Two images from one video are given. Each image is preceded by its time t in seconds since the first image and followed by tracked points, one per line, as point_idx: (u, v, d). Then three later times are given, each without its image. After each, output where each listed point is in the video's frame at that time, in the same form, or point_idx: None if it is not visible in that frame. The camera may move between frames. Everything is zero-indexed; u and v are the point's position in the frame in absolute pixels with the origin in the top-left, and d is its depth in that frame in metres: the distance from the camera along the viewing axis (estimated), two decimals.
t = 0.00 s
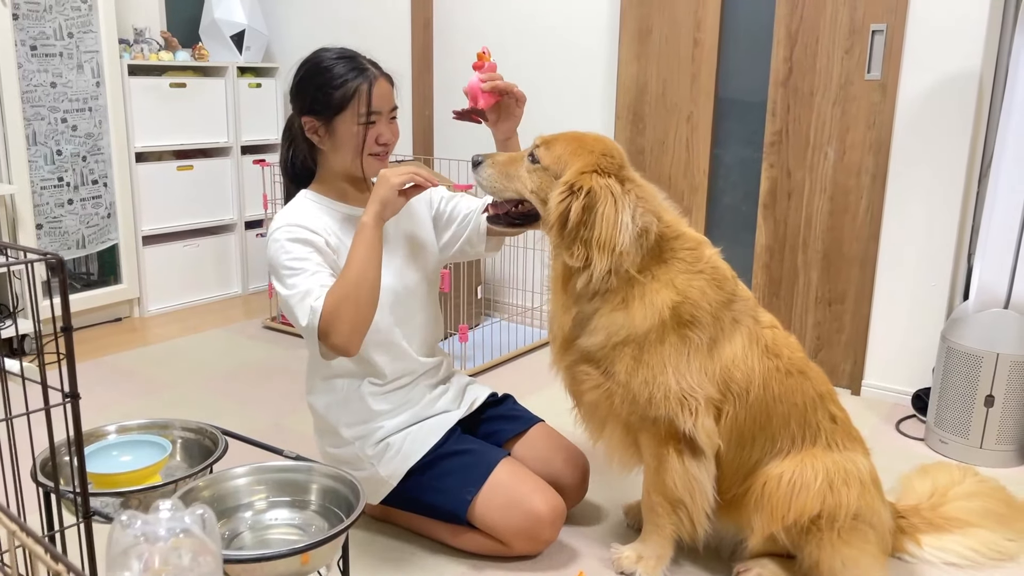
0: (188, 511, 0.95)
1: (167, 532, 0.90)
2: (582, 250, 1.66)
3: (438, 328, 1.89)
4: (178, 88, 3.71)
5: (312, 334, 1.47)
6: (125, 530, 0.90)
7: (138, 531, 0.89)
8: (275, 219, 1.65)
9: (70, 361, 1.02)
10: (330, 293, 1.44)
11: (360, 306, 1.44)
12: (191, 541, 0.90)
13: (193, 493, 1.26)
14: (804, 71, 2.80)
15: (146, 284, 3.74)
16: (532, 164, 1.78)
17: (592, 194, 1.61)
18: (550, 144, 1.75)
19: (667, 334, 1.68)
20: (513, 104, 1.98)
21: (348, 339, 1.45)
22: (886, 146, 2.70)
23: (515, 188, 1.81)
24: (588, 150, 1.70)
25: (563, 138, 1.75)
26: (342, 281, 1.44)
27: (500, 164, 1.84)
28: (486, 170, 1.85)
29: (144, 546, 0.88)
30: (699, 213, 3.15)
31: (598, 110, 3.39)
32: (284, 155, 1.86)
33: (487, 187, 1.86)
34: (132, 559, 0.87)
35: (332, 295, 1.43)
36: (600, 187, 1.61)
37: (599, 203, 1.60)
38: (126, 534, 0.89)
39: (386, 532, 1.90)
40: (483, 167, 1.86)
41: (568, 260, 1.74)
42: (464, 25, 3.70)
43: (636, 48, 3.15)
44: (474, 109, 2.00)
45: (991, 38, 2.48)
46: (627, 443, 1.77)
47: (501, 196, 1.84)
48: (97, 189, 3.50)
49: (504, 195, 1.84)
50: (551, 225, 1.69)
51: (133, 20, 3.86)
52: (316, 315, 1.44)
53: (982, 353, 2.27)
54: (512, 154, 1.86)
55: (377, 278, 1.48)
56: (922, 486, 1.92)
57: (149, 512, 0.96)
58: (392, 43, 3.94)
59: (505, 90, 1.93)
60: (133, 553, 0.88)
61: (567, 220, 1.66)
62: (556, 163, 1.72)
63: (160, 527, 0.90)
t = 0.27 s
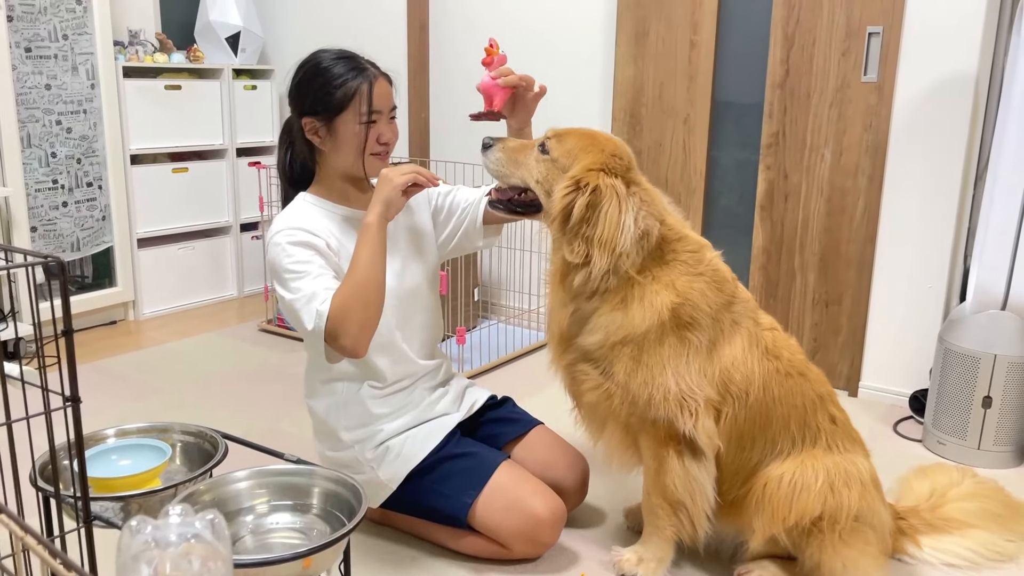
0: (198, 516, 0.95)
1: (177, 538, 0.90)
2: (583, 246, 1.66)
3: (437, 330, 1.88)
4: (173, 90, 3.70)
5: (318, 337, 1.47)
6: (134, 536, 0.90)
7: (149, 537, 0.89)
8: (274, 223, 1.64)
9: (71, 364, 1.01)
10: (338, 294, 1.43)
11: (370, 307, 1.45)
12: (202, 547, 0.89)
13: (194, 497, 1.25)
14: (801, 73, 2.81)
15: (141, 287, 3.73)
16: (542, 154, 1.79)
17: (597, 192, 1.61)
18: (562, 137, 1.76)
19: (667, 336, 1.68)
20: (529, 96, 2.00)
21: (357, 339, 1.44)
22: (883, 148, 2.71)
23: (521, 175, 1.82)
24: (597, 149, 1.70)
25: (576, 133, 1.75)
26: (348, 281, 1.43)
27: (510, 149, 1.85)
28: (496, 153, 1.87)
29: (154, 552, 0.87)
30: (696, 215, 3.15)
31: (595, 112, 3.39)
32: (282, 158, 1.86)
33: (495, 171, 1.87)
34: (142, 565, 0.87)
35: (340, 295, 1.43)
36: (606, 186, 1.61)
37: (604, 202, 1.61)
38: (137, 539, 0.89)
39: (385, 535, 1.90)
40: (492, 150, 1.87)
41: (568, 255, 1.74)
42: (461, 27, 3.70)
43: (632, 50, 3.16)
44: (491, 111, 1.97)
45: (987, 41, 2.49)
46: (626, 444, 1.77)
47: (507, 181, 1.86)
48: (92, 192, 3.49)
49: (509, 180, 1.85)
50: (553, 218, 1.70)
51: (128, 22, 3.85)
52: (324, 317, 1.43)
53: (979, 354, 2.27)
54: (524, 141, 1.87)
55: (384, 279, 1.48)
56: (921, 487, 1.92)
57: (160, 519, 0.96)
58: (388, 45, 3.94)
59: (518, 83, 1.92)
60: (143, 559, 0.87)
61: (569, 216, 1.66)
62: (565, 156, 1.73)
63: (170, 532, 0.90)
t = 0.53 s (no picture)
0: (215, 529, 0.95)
1: (194, 552, 0.89)
2: (604, 245, 1.65)
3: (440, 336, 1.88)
4: (169, 94, 3.68)
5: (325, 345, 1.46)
6: (150, 551, 0.89)
7: (166, 551, 0.89)
8: (279, 228, 1.63)
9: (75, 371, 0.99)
10: (346, 302, 1.42)
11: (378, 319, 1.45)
12: (220, 561, 0.89)
13: (199, 505, 1.24)
14: (799, 76, 2.81)
15: (137, 291, 3.71)
16: (566, 145, 1.78)
17: (622, 194, 1.61)
18: (590, 131, 1.76)
19: (672, 340, 1.67)
20: (543, 84, 1.97)
21: (365, 348, 1.44)
22: (882, 151, 2.71)
23: (541, 163, 1.81)
24: (622, 150, 1.69)
25: (604, 130, 1.75)
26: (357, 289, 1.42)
27: (533, 134, 1.83)
28: (519, 136, 1.84)
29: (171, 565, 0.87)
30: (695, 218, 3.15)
31: (593, 115, 3.39)
32: (285, 166, 1.85)
33: (515, 154, 1.85)
34: None
35: (348, 304, 1.42)
36: (630, 188, 1.61)
37: (628, 204, 1.60)
38: (154, 553, 0.88)
39: (387, 541, 1.88)
40: (515, 132, 1.85)
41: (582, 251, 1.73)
42: (458, 30, 3.70)
43: (630, 54, 3.16)
44: (507, 94, 1.94)
45: (986, 45, 2.50)
46: (630, 448, 1.76)
47: (525, 167, 1.84)
48: (88, 196, 3.46)
49: (527, 166, 1.84)
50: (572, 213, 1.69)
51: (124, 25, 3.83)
52: (331, 326, 1.43)
53: (981, 357, 2.28)
54: (549, 128, 1.85)
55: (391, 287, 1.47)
56: (924, 491, 1.92)
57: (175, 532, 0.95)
58: (385, 48, 3.93)
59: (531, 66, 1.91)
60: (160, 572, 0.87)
61: (589, 211, 1.66)
62: (591, 151, 1.73)
63: (187, 547, 0.89)
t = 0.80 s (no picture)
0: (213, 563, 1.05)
1: None
2: (603, 248, 1.63)
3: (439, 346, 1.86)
4: (163, 99, 3.66)
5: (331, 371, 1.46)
6: None
7: None
8: (289, 239, 1.62)
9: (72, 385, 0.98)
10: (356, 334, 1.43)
11: (385, 346, 1.45)
12: None
13: (197, 519, 1.23)
14: (796, 82, 2.81)
15: (130, 298, 3.68)
16: (564, 158, 1.77)
17: (619, 196, 1.60)
18: (585, 140, 1.75)
19: (675, 350, 1.66)
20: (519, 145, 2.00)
21: (373, 376, 1.46)
22: (879, 156, 2.71)
23: (541, 177, 1.81)
24: (619, 153, 1.69)
25: (601, 138, 1.74)
26: (367, 316, 1.42)
27: (533, 151, 1.84)
28: (521, 154, 1.86)
29: None
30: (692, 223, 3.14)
31: (589, 120, 3.38)
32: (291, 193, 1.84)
33: (517, 170, 1.86)
34: None
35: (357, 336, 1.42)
36: (628, 191, 1.60)
37: (626, 206, 1.58)
38: None
39: (386, 552, 1.87)
40: (517, 150, 1.87)
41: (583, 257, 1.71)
42: (453, 35, 3.69)
43: (627, 59, 3.15)
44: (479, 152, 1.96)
45: (982, 50, 2.50)
46: (632, 457, 1.75)
47: (526, 183, 1.85)
48: (81, 203, 3.43)
49: (528, 181, 1.84)
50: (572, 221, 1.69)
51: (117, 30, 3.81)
52: (340, 355, 1.43)
53: (979, 362, 2.28)
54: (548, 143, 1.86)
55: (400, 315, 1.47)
56: (925, 500, 1.92)
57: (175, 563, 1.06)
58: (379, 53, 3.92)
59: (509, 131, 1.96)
60: None
61: (590, 219, 1.64)
62: (588, 159, 1.72)
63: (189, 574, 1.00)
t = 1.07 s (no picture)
0: None
1: None
2: (577, 254, 1.66)
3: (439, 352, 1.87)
4: (159, 103, 3.66)
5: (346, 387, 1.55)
6: None
7: None
8: (297, 246, 1.63)
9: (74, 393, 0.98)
10: (380, 357, 1.53)
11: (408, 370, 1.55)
12: None
13: (198, 526, 1.23)
14: (792, 85, 2.82)
15: (127, 303, 3.67)
16: (540, 185, 1.77)
17: (584, 201, 1.64)
18: (553, 162, 1.75)
19: (672, 354, 1.66)
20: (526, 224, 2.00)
21: (391, 394, 1.56)
22: (875, 160, 2.72)
23: (523, 210, 1.80)
24: (591, 160, 1.70)
25: (566, 159, 1.74)
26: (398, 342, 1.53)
27: (512, 186, 1.84)
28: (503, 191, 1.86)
29: None
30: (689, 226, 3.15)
31: (586, 123, 3.39)
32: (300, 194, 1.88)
33: (504, 206, 1.87)
34: None
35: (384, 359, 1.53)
36: (594, 197, 1.63)
37: (595, 211, 1.62)
38: None
39: (386, 558, 1.87)
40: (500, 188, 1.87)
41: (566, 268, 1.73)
42: (449, 38, 3.69)
43: (623, 62, 3.16)
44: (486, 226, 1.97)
45: (978, 54, 2.51)
46: (631, 462, 1.75)
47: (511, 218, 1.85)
48: (77, 207, 3.42)
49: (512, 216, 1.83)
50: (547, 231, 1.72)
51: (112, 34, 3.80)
52: (358, 375, 1.52)
53: (976, 364, 2.29)
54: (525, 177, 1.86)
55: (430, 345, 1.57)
56: (923, 502, 1.93)
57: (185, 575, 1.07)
58: (375, 56, 3.92)
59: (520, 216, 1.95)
60: None
61: (562, 226, 1.67)
62: (554, 178, 1.72)
63: None
